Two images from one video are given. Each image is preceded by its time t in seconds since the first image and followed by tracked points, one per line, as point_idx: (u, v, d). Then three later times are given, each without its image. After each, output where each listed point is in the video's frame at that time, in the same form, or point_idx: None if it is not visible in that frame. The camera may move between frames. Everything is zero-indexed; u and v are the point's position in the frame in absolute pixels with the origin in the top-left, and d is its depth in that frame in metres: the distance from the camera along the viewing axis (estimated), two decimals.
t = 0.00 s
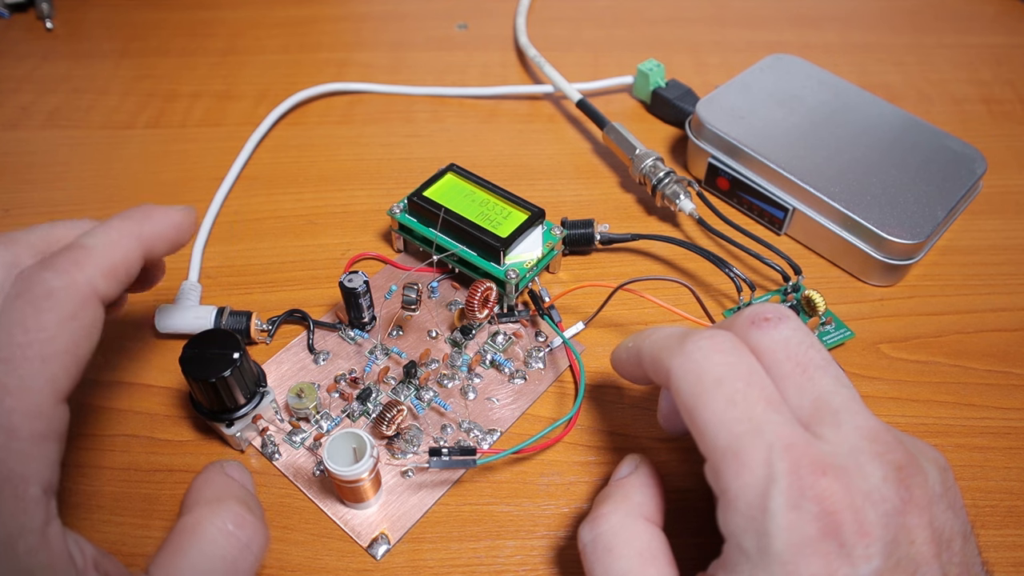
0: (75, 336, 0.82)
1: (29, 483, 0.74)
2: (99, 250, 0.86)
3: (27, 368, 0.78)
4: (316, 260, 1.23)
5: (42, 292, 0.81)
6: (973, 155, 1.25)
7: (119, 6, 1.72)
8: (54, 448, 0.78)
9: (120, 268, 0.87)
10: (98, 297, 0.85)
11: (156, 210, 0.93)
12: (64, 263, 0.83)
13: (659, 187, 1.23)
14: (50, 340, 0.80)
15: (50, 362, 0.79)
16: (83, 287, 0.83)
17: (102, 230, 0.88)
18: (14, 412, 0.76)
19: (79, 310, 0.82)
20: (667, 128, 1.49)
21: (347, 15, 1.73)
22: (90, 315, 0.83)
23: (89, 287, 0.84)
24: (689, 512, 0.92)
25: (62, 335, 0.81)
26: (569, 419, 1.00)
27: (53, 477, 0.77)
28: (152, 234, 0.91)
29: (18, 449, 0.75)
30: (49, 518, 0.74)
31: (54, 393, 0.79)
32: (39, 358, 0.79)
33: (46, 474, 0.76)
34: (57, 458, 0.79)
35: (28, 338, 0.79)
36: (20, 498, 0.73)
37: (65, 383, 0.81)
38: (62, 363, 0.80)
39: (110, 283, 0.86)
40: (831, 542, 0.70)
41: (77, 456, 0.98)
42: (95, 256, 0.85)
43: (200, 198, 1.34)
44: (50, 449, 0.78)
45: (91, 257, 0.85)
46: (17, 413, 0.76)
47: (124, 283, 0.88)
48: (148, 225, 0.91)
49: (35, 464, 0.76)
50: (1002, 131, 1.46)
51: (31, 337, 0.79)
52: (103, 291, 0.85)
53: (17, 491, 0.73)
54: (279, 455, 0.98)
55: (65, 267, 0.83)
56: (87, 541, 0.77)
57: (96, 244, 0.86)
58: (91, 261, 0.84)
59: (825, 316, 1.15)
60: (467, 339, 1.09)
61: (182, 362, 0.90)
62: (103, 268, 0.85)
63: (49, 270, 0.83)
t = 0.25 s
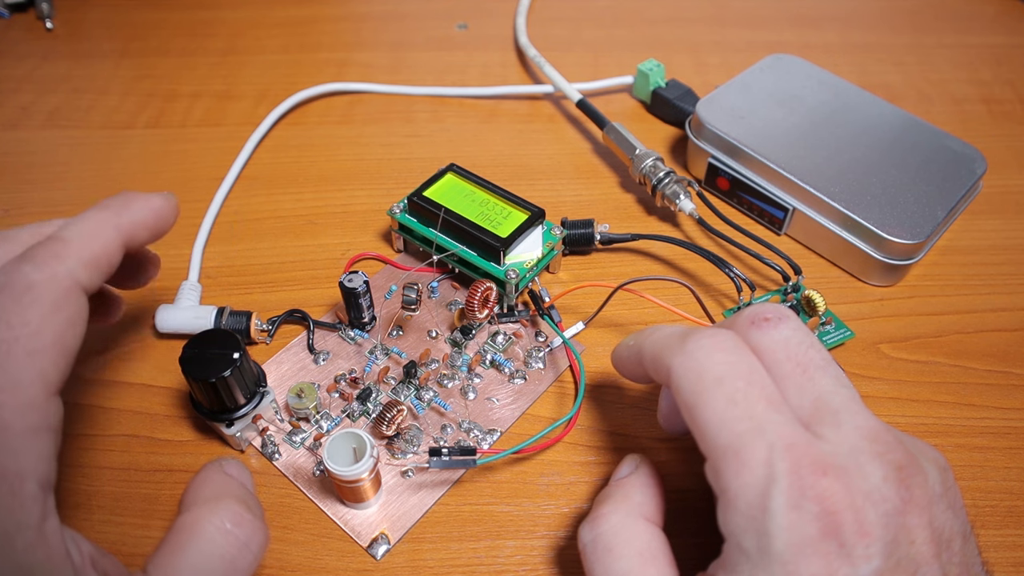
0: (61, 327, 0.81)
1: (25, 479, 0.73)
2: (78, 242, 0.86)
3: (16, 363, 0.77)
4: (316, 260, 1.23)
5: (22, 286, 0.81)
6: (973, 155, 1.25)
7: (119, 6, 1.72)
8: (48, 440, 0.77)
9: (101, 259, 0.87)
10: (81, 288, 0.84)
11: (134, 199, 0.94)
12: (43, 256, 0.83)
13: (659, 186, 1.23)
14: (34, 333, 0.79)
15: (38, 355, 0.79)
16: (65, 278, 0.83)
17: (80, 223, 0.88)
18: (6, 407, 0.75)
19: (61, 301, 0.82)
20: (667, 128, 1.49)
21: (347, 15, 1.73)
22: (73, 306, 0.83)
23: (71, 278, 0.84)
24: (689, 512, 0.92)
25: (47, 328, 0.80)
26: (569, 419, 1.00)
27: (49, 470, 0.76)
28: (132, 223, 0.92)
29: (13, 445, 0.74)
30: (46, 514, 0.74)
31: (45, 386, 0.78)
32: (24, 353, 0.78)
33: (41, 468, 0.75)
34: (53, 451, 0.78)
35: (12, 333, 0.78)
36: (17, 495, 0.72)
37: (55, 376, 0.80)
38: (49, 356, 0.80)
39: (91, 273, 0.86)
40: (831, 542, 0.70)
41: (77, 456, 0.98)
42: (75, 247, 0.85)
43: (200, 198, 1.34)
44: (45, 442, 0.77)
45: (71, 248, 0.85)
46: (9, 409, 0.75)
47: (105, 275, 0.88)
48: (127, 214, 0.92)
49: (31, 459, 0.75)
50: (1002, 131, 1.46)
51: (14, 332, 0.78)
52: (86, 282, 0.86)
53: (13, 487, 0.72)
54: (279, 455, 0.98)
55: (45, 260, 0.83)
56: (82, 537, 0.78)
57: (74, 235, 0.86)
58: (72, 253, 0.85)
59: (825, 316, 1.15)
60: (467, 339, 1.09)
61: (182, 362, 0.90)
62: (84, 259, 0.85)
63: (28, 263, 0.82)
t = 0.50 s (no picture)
0: (64, 329, 0.81)
1: (25, 477, 0.74)
2: (84, 245, 0.85)
3: (18, 362, 0.77)
4: (316, 260, 1.23)
5: (28, 287, 0.81)
6: (973, 155, 1.25)
7: (119, 6, 1.72)
8: (48, 439, 0.77)
9: (107, 263, 0.87)
10: (85, 290, 0.84)
11: (143, 207, 0.93)
12: (49, 258, 0.83)
13: (659, 187, 1.23)
14: (38, 333, 0.79)
15: (41, 355, 0.79)
16: (69, 280, 0.83)
17: (87, 226, 0.88)
18: (8, 405, 0.75)
19: (65, 303, 0.82)
20: (667, 128, 1.49)
21: (347, 15, 1.73)
22: (77, 308, 0.83)
23: (75, 280, 0.83)
24: (689, 512, 0.92)
25: (50, 328, 0.80)
26: (569, 419, 1.00)
27: (49, 469, 0.77)
28: (139, 231, 0.91)
29: (13, 443, 0.74)
30: (46, 513, 0.74)
31: (47, 386, 0.79)
32: (28, 352, 0.78)
33: (42, 466, 0.76)
34: (53, 450, 0.78)
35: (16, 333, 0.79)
36: (16, 493, 0.73)
37: (57, 376, 0.80)
38: (52, 356, 0.80)
39: (96, 276, 0.85)
40: (832, 542, 0.70)
41: (77, 456, 0.98)
42: (81, 249, 0.85)
43: (200, 198, 1.34)
44: (44, 440, 0.77)
45: (77, 251, 0.85)
46: (11, 407, 0.75)
47: (109, 279, 0.88)
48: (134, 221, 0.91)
49: (30, 457, 0.75)
50: (1002, 131, 1.46)
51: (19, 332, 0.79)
52: (90, 285, 0.85)
53: (12, 484, 0.73)
54: (279, 455, 0.98)
55: (50, 262, 0.83)
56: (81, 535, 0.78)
57: (81, 238, 0.86)
58: (77, 255, 0.84)
59: (825, 316, 1.15)
60: (467, 339, 1.09)
61: (182, 362, 0.90)
62: (89, 262, 0.85)
63: (34, 264, 0.82)
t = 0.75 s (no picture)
0: (72, 332, 0.80)
1: (28, 476, 0.74)
2: (96, 252, 0.85)
3: (24, 363, 0.77)
4: (316, 260, 1.23)
5: (37, 290, 0.80)
6: (973, 155, 1.25)
7: (118, 6, 1.72)
8: (51, 439, 0.77)
9: (117, 270, 0.87)
10: (93, 295, 0.84)
11: (153, 219, 0.93)
12: (59, 262, 0.83)
13: (659, 187, 1.23)
14: (46, 336, 0.78)
15: (47, 357, 0.78)
16: (79, 285, 0.83)
17: (98, 235, 0.88)
18: (12, 405, 0.75)
19: (75, 307, 0.81)
20: (667, 128, 1.49)
21: (347, 15, 1.73)
22: (86, 313, 0.82)
23: (85, 285, 0.83)
24: (689, 512, 0.92)
25: (58, 332, 0.79)
26: (569, 419, 1.00)
27: (51, 468, 0.77)
28: (150, 242, 0.91)
29: (16, 442, 0.74)
30: (48, 512, 0.75)
31: (51, 387, 0.78)
32: (35, 354, 0.78)
33: (45, 467, 0.76)
34: (56, 449, 0.78)
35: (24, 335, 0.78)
36: (19, 492, 0.73)
37: (62, 378, 0.79)
38: (59, 359, 0.79)
39: (105, 282, 0.85)
40: (832, 541, 0.70)
41: (77, 456, 0.98)
42: (92, 255, 0.85)
43: (200, 198, 1.34)
44: (48, 440, 0.77)
45: (88, 257, 0.84)
46: (15, 407, 0.75)
47: (118, 287, 0.88)
48: (145, 232, 0.91)
49: (34, 457, 0.75)
50: (1002, 131, 1.46)
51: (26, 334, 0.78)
52: (99, 291, 0.85)
53: (15, 484, 0.73)
54: (279, 455, 0.98)
55: (61, 266, 0.82)
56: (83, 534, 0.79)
57: (92, 245, 0.86)
58: (88, 261, 0.84)
59: (825, 316, 1.15)
60: (467, 339, 1.09)
61: (182, 362, 0.90)
62: (99, 268, 0.85)
63: (44, 268, 0.82)
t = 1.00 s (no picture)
0: (71, 332, 0.83)
1: (24, 468, 0.74)
2: (97, 258, 0.89)
3: (23, 357, 0.79)
4: (316, 260, 1.23)
5: (40, 290, 0.83)
6: (973, 155, 1.25)
7: (118, 6, 1.72)
8: (46, 434, 0.78)
9: (116, 277, 0.90)
10: (92, 299, 0.86)
11: (154, 235, 0.97)
12: (62, 265, 0.86)
13: (659, 187, 1.23)
14: (46, 333, 0.81)
15: (45, 353, 0.80)
16: (79, 287, 0.85)
17: (102, 245, 0.92)
18: (10, 398, 0.76)
19: (74, 308, 0.84)
20: (667, 128, 1.49)
21: (347, 15, 1.73)
22: (84, 315, 0.85)
23: (85, 287, 0.86)
24: (689, 512, 0.92)
25: (58, 330, 0.82)
26: (569, 419, 1.00)
27: (46, 463, 0.77)
28: (148, 254, 0.95)
29: (12, 434, 0.75)
30: (44, 505, 0.74)
31: (48, 383, 0.80)
32: (34, 350, 0.80)
33: (40, 461, 0.76)
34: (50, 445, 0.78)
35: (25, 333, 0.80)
36: (15, 483, 0.73)
37: (59, 376, 0.81)
38: (57, 357, 0.81)
39: (104, 287, 0.88)
40: (832, 541, 0.70)
41: (77, 456, 0.98)
42: (93, 261, 0.88)
43: (200, 198, 1.34)
44: (42, 435, 0.78)
45: (89, 262, 0.88)
46: (12, 399, 0.76)
47: (116, 294, 0.90)
48: (145, 245, 0.95)
49: (29, 449, 0.75)
50: (1002, 131, 1.46)
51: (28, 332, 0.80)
52: (98, 295, 0.88)
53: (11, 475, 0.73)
54: (279, 455, 0.98)
55: (63, 269, 0.86)
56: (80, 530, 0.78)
57: (94, 253, 0.89)
58: (90, 266, 0.87)
59: (825, 316, 1.15)
60: (467, 339, 1.09)
61: (182, 362, 0.90)
62: (100, 273, 0.88)
63: (47, 270, 0.85)
